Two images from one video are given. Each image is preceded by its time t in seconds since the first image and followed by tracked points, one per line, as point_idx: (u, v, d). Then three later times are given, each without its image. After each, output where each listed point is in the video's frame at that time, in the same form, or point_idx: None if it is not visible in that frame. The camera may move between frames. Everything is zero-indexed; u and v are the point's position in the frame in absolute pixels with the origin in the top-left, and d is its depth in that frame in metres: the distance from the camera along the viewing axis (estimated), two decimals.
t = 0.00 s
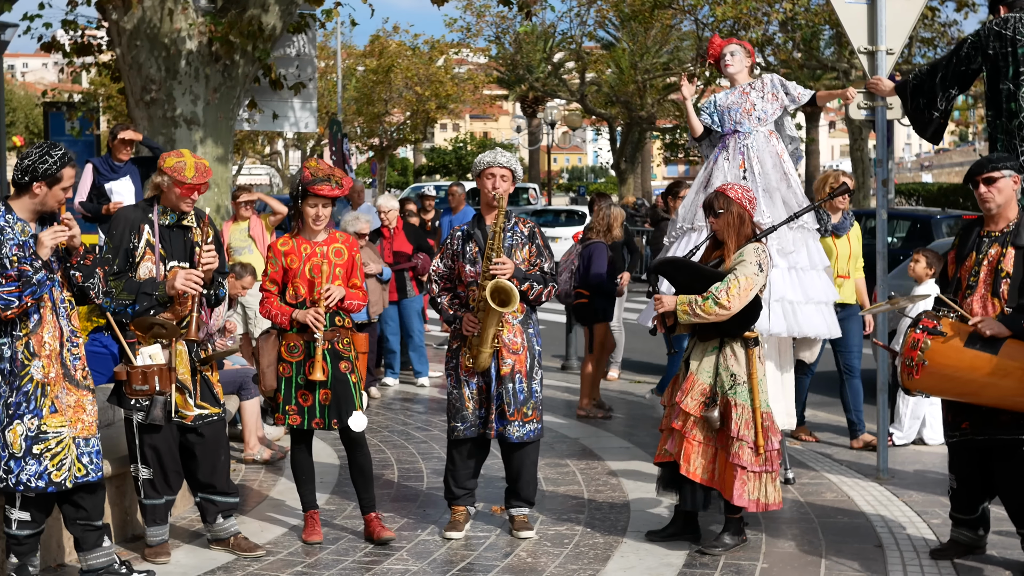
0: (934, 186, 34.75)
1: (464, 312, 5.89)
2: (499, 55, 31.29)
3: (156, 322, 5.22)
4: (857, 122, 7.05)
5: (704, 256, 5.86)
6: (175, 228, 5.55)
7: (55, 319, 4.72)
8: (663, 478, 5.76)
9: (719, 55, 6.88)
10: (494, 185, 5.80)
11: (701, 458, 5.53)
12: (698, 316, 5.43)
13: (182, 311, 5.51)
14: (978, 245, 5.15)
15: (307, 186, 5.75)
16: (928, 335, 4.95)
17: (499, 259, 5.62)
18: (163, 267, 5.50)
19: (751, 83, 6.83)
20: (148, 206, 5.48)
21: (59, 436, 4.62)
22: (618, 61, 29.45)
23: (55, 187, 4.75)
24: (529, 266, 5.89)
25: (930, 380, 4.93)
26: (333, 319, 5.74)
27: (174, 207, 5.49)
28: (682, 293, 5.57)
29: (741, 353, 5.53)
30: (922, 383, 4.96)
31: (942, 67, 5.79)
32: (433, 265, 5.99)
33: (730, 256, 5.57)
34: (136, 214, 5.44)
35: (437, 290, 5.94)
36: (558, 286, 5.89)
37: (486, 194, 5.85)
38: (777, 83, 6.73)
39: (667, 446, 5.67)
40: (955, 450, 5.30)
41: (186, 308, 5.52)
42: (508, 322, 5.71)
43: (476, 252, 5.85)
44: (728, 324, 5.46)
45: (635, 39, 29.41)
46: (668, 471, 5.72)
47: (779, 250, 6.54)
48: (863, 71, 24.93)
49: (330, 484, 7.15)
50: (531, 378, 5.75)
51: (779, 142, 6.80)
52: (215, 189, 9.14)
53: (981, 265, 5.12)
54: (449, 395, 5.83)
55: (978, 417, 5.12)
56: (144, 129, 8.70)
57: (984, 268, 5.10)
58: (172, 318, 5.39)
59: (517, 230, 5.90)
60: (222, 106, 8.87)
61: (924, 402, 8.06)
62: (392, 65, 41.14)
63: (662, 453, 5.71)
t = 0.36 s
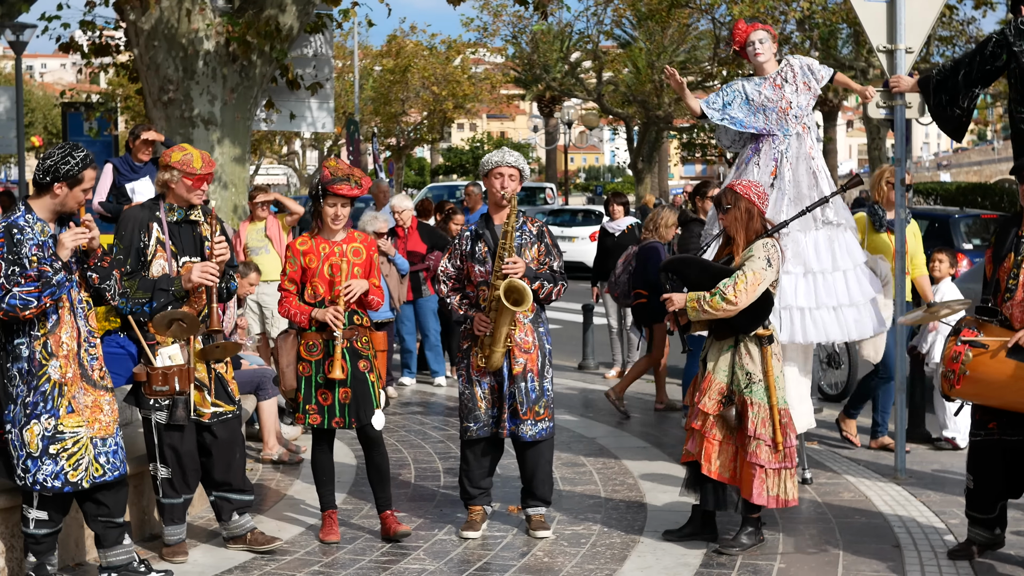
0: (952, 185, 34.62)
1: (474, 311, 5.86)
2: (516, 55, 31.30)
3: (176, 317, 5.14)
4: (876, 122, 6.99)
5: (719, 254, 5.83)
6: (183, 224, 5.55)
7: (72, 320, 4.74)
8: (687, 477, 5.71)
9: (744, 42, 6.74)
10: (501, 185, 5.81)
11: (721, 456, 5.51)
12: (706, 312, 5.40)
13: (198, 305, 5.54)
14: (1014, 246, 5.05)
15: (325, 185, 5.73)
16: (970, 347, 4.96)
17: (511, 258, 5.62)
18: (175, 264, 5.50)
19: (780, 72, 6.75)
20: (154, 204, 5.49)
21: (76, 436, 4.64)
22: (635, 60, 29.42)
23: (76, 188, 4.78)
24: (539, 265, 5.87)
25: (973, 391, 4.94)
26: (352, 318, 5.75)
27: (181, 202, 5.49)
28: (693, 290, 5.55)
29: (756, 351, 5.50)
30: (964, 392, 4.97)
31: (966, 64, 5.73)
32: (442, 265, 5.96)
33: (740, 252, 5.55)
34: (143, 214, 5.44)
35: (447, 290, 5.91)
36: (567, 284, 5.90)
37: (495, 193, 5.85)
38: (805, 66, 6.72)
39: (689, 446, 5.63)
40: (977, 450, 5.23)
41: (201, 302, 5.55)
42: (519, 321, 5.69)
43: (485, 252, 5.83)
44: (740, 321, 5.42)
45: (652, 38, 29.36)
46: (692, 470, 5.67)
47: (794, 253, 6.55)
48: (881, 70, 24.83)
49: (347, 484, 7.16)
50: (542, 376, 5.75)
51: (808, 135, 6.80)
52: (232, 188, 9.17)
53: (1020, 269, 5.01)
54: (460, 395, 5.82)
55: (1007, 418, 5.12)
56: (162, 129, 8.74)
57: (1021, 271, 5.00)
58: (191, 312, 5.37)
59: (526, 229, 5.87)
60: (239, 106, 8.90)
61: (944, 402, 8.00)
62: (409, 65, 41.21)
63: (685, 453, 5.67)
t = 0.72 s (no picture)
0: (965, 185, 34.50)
1: (477, 312, 5.84)
2: (529, 55, 31.30)
3: (194, 321, 5.18)
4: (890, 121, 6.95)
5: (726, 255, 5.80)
6: (200, 229, 5.56)
7: (87, 320, 4.75)
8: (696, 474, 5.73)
9: (768, 51, 6.68)
10: (501, 185, 5.80)
11: (726, 458, 5.50)
12: (706, 317, 5.44)
13: (215, 310, 5.53)
14: None
15: (337, 187, 5.74)
16: (986, 346, 4.95)
17: (514, 259, 5.63)
18: (193, 268, 5.50)
19: (797, 76, 6.70)
20: (172, 208, 5.48)
21: (91, 436, 4.65)
22: (648, 60, 29.41)
23: (91, 190, 4.79)
24: (540, 264, 5.86)
25: (987, 390, 4.92)
26: (361, 319, 5.76)
27: (199, 206, 5.51)
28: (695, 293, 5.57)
29: (761, 354, 5.47)
30: (978, 392, 4.95)
31: (989, 62, 5.74)
32: (442, 266, 5.96)
33: (743, 255, 5.53)
34: (161, 217, 5.43)
35: (448, 291, 5.90)
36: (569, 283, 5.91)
37: (495, 193, 5.84)
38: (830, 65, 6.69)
39: (697, 443, 5.65)
40: (989, 451, 5.21)
41: (218, 307, 5.54)
42: (523, 321, 5.69)
43: (487, 252, 5.83)
44: (742, 324, 5.41)
45: (665, 38, 29.31)
46: (699, 466, 5.68)
47: (837, 260, 6.59)
48: (895, 69, 24.79)
49: (359, 484, 7.16)
50: (546, 375, 5.74)
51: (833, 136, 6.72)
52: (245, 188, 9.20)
53: None
54: (465, 395, 5.81)
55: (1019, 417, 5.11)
56: (175, 129, 8.76)
57: None
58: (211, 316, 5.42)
59: (527, 229, 5.83)
60: (252, 106, 8.91)
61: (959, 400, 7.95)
62: (421, 65, 41.20)
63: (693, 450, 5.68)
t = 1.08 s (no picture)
0: (964, 184, 34.54)
1: (471, 312, 5.84)
2: (529, 54, 31.27)
3: (204, 318, 5.12)
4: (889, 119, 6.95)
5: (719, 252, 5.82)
6: (215, 226, 5.60)
7: (89, 321, 4.75)
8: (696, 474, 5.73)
9: (778, 57, 6.65)
10: (493, 185, 5.79)
11: (723, 455, 5.52)
12: (700, 313, 5.42)
13: (227, 306, 5.53)
14: (1011, 240, 5.12)
15: (335, 186, 5.73)
16: (966, 336, 4.94)
17: (508, 259, 5.64)
18: (206, 265, 5.53)
19: (802, 73, 6.69)
20: (187, 206, 5.51)
21: (93, 437, 4.65)
22: (648, 60, 29.41)
23: (92, 190, 4.79)
24: (534, 263, 5.86)
25: (966, 381, 4.92)
26: (358, 319, 5.76)
27: (214, 204, 5.55)
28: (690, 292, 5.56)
29: (753, 351, 5.46)
30: (957, 382, 4.95)
31: (994, 62, 5.73)
32: (434, 267, 5.94)
33: (736, 253, 5.54)
34: (176, 215, 5.46)
35: (441, 292, 5.88)
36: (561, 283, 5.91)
37: (486, 193, 5.83)
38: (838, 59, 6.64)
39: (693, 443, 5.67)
40: (988, 448, 5.25)
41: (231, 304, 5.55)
42: (517, 320, 5.69)
43: (480, 253, 5.83)
44: (734, 321, 5.40)
45: (665, 37, 29.25)
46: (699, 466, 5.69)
47: (820, 214, 6.45)
48: (895, 69, 24.83)
49: (358, 484, 7.16)
50: (541, 374, 5.75)
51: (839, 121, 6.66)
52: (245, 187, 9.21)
53: (1014, 263, 5.09)
54: (460, 396, 5.80)
55: (1010, 414, 5.10)
56: (175, 129, 8.76)
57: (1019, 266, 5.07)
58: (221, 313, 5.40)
59: (520, 228, 5.81)
60: (252, 106, 8.91)
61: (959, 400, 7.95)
62: (421, 65, 41.14)
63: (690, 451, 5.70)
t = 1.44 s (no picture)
0: (957, 185, 34.68)
1: (466, 313, 5.84)
2: (523, 55, 31.25)
3: (211, 318, 5.14)
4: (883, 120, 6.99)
5: (701, 254, 5.85)
6: (228, 226, 5.58)
7: (80, 322, 4.74)
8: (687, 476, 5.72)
9: (783, 55, 6.58)
10: (487, 186, 5.80)
11: (717, 453, 5.51)
12: (706, 312, 5.40)
13: (235, 308, 5.46)
14: (993, 242, 5.14)
15: (325, 183, 5.72)
16: (944, 334, 4.97)
17: (503, 260, 5.64)
18: (216, 265, 5.52)
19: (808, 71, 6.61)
20: (201, 206, 5.53)
21: (84, 439, 4.64)
22: (642, 61, 29.42)
23: (84, 192, 4.78)
24: (528, 265, 5.85)
25: (945, 378, 4.94)
26: (354, 321, 5.76)
27: (225, 204, 5.53)
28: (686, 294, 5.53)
29: (748, 345, 5.54)
30: (938, 382, 4.97)
31: (990, 64, 5.74)
32: (430, 268, 5.97)
33: (727, 250, 5.58)
34: (189, 215, 5.49)
35: (436, 293, 5.89)
36: (557, 283, 5.91)
37: (480, 194, 5.84)
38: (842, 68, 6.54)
39: (683, 446, 5.64)
40: (972, 448, 5.28)
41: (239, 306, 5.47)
42: (512, 322, 5.69)
43: (474, 254, 5.83)
44: (731, 319, 5.48)
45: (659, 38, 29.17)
46: (689, 469, 5.67)
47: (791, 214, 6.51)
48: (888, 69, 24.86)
49: (353, 486, 7.16)
50: (536, 375, 5.74)
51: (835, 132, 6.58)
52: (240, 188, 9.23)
53: (996, 264, 5.11)
54: (456, 397, 5.82)
55: (994, 414, 5.12)
56: (169, 131, 8.75)
57: (999, 266, 5.10)
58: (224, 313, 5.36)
59: (515, 229, 5.83)
60: (246, 107, 8.91)
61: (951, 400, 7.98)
62: (415, 66, 41.11)
63: (680, 455, 5.66)
